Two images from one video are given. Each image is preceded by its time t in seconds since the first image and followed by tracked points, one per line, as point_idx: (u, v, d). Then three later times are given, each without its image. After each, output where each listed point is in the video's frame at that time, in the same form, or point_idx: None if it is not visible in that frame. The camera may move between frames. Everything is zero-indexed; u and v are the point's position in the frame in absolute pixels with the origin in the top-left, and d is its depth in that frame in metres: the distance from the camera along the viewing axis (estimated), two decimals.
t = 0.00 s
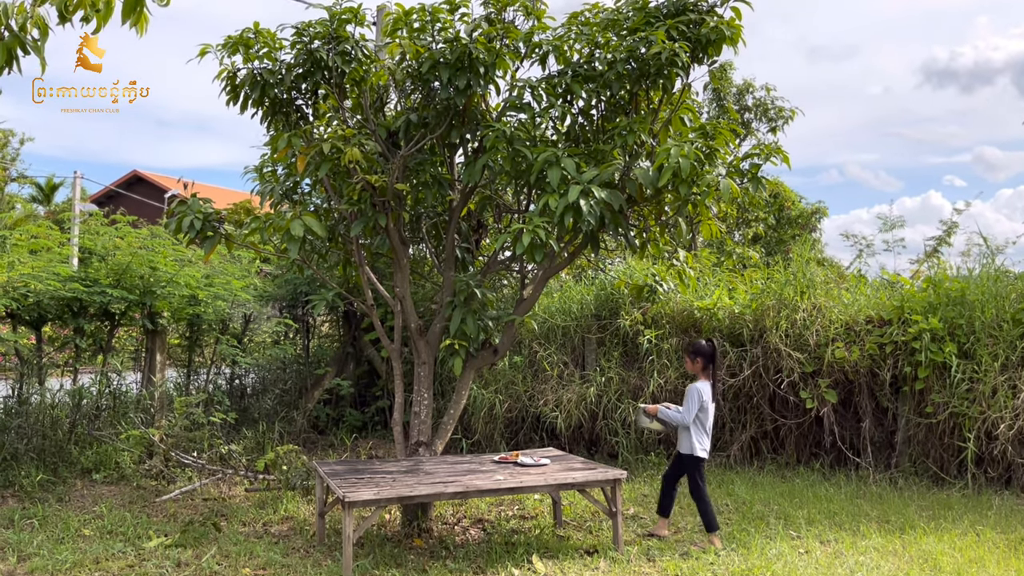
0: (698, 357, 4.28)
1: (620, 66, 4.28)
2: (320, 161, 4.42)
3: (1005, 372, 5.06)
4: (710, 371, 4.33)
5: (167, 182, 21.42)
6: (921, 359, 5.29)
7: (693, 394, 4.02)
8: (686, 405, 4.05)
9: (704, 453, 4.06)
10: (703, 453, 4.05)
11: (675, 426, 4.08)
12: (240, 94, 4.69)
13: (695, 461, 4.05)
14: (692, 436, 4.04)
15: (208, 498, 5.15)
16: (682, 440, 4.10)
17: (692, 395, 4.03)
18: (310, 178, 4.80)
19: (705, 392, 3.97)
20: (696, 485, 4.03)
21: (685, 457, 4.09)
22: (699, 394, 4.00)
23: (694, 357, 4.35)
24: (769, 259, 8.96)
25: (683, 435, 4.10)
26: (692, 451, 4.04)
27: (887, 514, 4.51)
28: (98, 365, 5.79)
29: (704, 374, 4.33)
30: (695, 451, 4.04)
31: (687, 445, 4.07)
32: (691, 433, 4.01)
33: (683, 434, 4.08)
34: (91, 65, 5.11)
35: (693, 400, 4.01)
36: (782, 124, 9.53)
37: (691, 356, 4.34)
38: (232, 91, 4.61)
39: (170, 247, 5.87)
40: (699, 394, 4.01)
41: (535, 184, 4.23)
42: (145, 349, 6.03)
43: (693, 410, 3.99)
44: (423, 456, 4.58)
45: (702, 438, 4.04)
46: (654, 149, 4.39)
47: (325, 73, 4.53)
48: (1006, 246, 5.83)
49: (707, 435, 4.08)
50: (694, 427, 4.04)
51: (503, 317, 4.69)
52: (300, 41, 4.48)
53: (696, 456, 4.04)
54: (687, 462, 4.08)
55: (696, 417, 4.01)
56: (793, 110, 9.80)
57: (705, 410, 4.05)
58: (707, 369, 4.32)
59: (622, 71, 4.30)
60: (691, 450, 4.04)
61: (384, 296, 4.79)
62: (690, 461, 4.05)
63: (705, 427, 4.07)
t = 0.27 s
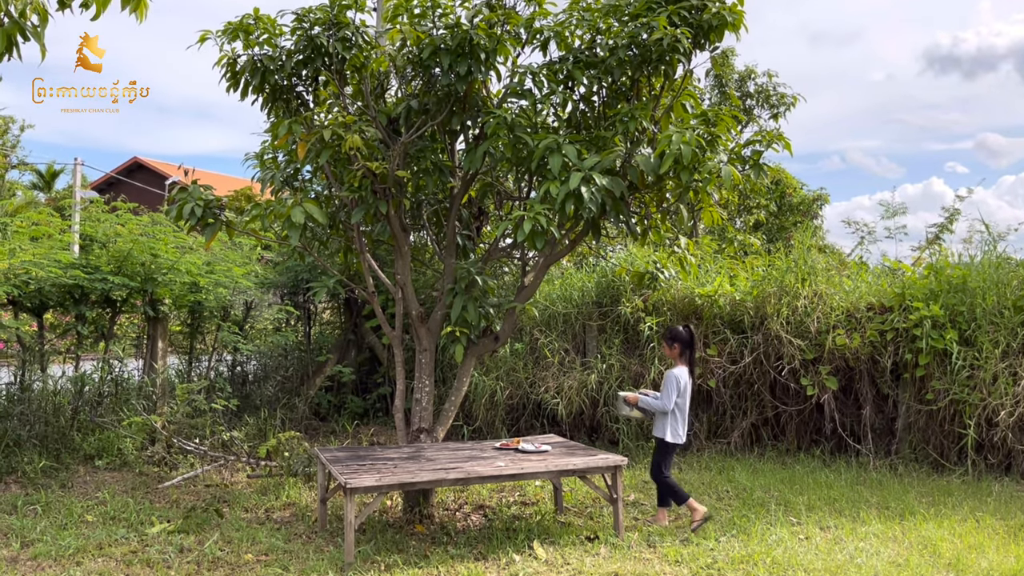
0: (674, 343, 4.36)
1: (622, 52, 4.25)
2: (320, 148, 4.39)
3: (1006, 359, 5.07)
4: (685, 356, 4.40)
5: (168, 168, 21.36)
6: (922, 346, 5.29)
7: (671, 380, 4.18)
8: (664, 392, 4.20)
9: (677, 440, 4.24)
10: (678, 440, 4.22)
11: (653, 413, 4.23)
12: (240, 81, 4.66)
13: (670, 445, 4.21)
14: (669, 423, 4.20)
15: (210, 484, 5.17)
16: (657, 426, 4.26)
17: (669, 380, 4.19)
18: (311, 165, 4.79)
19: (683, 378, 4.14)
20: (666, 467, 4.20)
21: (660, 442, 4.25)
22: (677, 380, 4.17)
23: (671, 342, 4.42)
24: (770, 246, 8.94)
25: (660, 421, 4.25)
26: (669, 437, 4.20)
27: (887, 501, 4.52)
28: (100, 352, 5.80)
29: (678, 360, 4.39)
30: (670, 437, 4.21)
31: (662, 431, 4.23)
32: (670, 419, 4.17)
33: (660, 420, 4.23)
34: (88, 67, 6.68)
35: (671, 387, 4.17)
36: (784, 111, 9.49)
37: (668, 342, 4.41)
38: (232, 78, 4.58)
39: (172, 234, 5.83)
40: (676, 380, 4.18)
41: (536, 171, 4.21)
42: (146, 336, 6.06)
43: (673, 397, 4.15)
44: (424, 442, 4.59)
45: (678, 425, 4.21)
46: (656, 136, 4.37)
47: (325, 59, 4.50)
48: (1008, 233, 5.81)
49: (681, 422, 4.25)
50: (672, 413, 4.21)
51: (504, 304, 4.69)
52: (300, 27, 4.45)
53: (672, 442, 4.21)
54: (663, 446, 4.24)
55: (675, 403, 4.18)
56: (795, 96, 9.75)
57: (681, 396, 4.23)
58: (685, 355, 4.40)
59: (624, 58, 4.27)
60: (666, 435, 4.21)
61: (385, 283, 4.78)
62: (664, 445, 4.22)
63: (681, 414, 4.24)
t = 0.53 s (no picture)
0: (653, 331, 4.44)
1: (623, 40, 4.23)
2: (320, 137, 4.37)
3: (1007, 348, 5.06)
4: (666, 343, 4.46)
5: (168, 158, 21.31)
6: (922, 335, 5.29)
7: (656, 368, 4.26)
8: (650, 380, 4.28)
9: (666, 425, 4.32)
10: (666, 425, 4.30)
11: (641, 402, 4.31)
12: (240, 70, 4.63)
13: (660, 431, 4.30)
14: (657, 409, 4.28)
15: (212, 473, 5.19)
16: (646, 413, 4.34)
17: (655, 368, 4.28)
18: (311, 154, 4.77)
19: (667, 366, 4.22)
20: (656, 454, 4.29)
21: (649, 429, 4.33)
22: (662, 368, 4.24)
23: (651, 331, 4.47)
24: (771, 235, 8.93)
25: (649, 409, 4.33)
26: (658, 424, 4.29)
27: (887, 489, 4.54)
28: (102, 341, 5.81)
29: (659, 348, 4.45)
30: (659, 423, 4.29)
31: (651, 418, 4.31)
32: (658, 406, 4.25)
33: (648, 408, 4.32)
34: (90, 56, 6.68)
35: (656, 375, 4.25)
36: (785, 99, 9.44)
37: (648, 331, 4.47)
38: (232, 67, 4.55)
39: (172, 223, 5.82)
40: (661, 368, 4.26)
41: (537, 160, 4.20)
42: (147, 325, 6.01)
43: (659, 385, 4.23)
44: (425, 431, 4.60)
45: (666, 411, 4.29)
46: (657, 125, 4.35)
47: (325, 48, 4.47)
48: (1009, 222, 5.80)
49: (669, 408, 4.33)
50: (660, 401, 4.28)
51: (504, 294, 4.69)
52: (300, 16, 4.42)
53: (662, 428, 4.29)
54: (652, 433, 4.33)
55: (661, 391, 4.26)
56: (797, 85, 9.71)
57: (667, 383, 4.31)
58: (664, 342, 4.47)
59: (625, 45, 4.24)
60: (655, 423, 4.29)
61: (386, 272, 4.77)
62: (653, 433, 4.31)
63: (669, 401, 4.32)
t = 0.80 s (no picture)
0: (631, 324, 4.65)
1: (624, 31, 4.21)
2: (321, 129, 4.35)
3: (1007, 340, 5.06)
4: (643, 335, 4.73)
5: (168, 149, 21.26)
6: (923, 326, 5.29)
7: (634, 361, 4.53)
8: (629, 372, 4.55)
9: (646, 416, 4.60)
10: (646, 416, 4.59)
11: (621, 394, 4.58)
12: (241, 61, 4.62)
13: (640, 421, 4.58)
14: (637, 400, 4.56)
15: (214, 464, 5.21)
16: (627, 405, 4.62)
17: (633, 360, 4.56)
18: (312, 146, 4.76)
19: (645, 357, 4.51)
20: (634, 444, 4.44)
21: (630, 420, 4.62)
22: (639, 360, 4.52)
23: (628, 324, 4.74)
24: (772, 227, 8.91)
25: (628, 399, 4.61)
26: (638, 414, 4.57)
27: (887, 480, 4.55)
28: (103, 333, 5.83)
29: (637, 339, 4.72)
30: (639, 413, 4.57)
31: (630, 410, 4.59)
32: (638, 396, 4.53)
33: (627, 400, 4.59)
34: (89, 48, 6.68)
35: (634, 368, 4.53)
36: (787, 90, 9.40)
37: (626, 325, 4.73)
38: (233, 58, 4.53)
39: (173, 215, 5.81)
40: (639, 359, 4.55)
41: (538, 151, 4.19)
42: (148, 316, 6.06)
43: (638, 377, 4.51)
44: (426, 423, 4.61)
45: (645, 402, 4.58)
46: (658, 116, 4.34)
47: (326, 39, 4.45)
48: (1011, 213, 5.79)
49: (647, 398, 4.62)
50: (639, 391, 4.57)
51: (505, 285, 4.69)
52: (300, 6, 4.40)
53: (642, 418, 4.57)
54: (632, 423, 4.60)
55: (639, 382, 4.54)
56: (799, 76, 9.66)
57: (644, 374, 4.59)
58: (642, 333, 4.73)
59: (626, 36, 4.23)
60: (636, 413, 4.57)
61: (387, 264, 4.76)
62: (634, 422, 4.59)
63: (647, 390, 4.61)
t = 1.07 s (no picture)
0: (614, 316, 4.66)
1: (625, 24, 4.20)
2: (321, 122, 4.34)
3: (1008, 333, 5.06)
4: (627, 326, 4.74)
5: (168, 142, 21.22)
6: (924, 319, 5.29)
7: (619, 351, 4.58)
8: (616, 363, 4.61)
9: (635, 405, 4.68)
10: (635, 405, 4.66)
11: (608, 384, 4.66)
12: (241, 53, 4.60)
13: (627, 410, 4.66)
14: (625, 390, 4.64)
15: (215, 457, 5.22)
16: (615, 395, 4.69)
17: (619, 351, 4.60)
18: (312, 138, 4.74)
19: (631, 349, 4.55)
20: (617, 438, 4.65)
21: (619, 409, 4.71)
22: (624, 350, 4.57)
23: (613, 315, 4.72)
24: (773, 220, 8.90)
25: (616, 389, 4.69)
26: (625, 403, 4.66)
27: (887, 473, 4.55)
28: (104, 326, 5.79)
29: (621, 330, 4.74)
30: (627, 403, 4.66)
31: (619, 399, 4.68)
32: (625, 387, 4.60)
33: (615, 390, 4.67)
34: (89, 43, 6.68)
35: (620, 358, 4.59)
36: (788, 83, 9.37)
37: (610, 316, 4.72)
38: (233, 50, 4.52)
39: (174, 208, 5.80)
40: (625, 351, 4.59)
41: (538, 144, 4.18)
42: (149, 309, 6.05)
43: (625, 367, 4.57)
44: (427, 416, 4.61)
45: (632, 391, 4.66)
46: (658, 109, 4.33)
47: (326, 31, 4.43)
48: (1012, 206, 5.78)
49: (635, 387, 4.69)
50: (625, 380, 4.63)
51: (506, 279, 4.68)
52: None
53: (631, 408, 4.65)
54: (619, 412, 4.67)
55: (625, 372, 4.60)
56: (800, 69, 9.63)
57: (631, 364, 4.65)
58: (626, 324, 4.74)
59: (627, 29, 4.20)
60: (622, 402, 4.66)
61: (387, 257, 4.76)
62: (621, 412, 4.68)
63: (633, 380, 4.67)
